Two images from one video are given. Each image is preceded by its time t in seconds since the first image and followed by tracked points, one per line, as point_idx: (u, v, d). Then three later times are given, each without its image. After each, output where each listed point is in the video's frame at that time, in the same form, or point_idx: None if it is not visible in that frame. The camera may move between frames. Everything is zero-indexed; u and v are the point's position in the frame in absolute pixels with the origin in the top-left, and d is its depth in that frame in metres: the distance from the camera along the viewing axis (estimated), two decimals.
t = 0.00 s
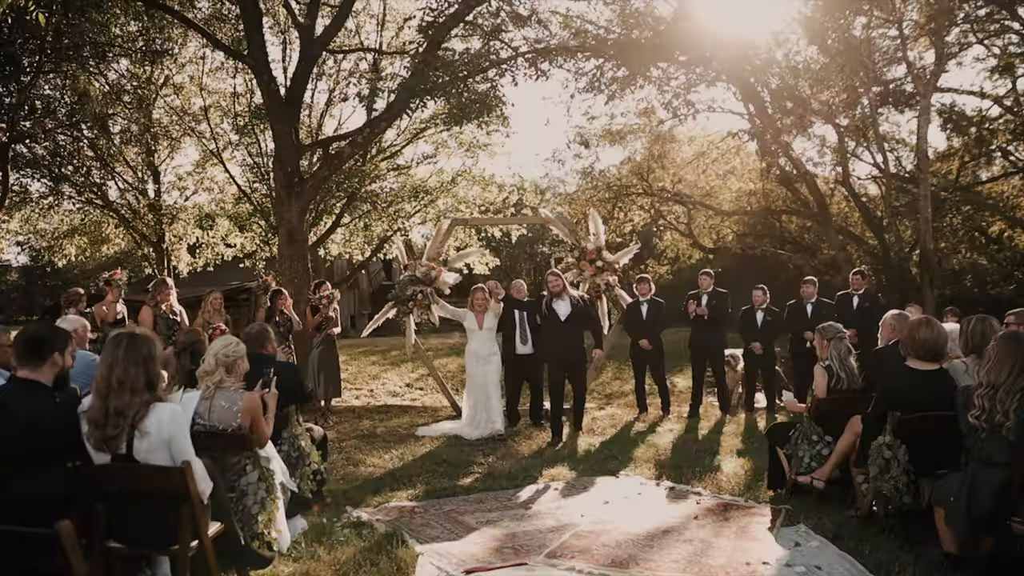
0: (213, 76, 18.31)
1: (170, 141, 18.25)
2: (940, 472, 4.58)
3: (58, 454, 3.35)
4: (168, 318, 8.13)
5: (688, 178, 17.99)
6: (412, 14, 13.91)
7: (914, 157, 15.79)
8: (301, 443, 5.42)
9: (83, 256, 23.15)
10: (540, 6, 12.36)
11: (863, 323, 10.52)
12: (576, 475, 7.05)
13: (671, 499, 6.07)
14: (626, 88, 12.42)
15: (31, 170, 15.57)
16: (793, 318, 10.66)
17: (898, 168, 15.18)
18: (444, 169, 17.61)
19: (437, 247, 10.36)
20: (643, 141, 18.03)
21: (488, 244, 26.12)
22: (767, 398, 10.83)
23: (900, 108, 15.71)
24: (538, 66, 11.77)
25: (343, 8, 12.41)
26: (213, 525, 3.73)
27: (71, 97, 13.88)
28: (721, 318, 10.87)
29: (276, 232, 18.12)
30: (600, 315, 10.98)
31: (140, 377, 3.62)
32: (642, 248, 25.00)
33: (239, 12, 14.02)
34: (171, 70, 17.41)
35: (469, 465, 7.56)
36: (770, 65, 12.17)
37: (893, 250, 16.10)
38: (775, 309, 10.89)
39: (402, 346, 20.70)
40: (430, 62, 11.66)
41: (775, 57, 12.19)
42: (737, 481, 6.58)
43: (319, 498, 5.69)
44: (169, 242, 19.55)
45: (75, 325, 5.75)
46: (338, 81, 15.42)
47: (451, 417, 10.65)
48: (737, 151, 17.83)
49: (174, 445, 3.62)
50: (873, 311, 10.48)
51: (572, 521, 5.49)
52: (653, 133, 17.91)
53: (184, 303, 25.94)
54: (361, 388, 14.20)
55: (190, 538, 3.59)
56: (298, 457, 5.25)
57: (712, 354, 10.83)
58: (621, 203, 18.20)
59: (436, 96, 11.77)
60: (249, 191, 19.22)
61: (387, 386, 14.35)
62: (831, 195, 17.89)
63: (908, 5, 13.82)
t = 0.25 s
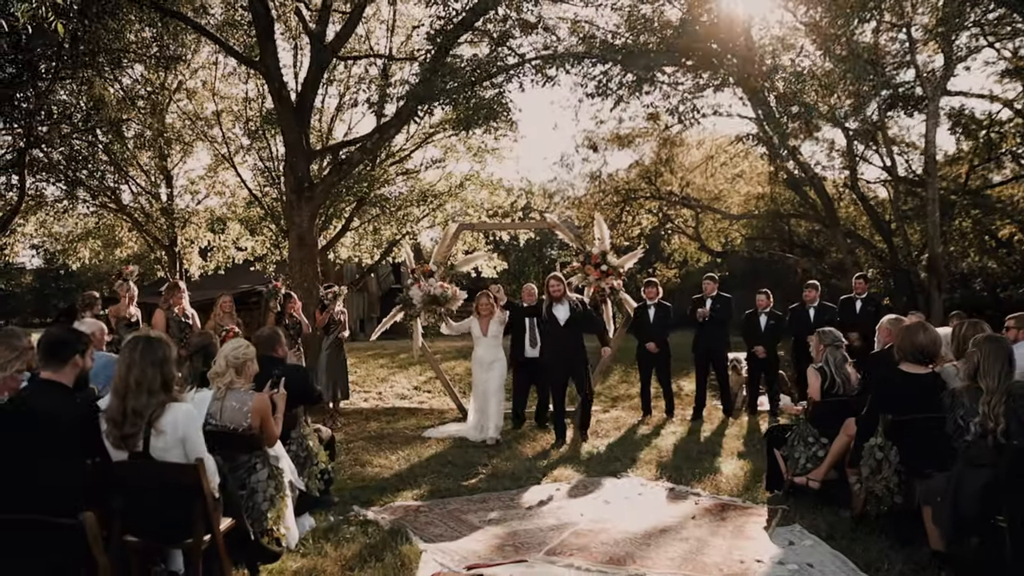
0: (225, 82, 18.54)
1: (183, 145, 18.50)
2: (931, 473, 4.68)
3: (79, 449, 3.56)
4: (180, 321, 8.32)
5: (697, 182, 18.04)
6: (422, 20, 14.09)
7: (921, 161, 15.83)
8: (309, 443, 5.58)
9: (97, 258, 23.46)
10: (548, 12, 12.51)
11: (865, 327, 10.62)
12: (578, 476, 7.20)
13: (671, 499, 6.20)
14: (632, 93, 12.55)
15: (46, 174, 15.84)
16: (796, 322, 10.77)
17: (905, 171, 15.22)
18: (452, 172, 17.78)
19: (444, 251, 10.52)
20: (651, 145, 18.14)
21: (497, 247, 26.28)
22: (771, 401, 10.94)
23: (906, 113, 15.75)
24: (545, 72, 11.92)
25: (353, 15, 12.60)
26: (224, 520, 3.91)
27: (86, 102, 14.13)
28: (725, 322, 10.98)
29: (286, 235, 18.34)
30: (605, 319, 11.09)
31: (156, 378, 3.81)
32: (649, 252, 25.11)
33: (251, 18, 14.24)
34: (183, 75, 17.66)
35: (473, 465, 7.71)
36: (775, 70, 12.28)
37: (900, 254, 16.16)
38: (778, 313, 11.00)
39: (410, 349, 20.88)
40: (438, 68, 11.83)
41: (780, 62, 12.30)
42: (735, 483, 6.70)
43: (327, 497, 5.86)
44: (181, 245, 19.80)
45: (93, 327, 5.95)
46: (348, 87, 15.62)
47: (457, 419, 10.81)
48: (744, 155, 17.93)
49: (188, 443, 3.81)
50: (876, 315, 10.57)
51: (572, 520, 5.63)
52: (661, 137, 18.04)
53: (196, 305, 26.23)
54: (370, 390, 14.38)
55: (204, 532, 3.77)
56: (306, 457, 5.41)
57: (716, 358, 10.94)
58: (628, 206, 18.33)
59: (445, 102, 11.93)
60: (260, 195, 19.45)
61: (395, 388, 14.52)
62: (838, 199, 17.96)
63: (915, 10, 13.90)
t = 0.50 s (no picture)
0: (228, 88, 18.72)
1: (186, 151, 18.68)
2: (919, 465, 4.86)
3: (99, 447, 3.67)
4: (187, 325, 8.48)
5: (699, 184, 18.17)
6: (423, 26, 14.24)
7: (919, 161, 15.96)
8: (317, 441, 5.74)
9: (101, 264, 23.64)
10: (547, 17, 12.65)
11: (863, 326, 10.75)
12: (580, 473, 7.34)
13: (671, 494, 6.34)
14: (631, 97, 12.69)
15: (51, 180, 16.00)
16: (795, 321, 10.91)
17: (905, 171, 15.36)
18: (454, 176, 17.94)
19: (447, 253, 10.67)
20: (651, 147, 18.28)
21: (499, 250, 26.43)
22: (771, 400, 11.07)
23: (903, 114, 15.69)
24: (545, 77, 12.07)
25: (354, 21, 12.76)
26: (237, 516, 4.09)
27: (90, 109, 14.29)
28: (724, 322, 11.11)
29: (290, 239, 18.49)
30: (606, 319, 11.20)
31: (171, 377, 3.96)
32: (651, 253, 25.25)
33: (254, 25, 14.41)
34: (186, 82, 17.84)
35: (477, 464, 7.86)
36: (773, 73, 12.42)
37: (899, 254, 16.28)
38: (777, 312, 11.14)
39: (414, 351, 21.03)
40: (440, 73, 11.99)
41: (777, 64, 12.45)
42: (734, 478, 6.84)
43: (335, 494, 6.01)
44: (185, 250, 19.97)
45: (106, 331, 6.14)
46: (350, 92, 15.77)
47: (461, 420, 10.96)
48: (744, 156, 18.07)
49: (203, 439, 3.96)
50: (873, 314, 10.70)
51: (574, 515, 5.78)
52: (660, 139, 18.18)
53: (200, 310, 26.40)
54: (374, 393, 14.52)
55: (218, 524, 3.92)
56: (314, 455, 5.56)
57: (716, 357, 11.08)
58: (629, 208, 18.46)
59: (446, 106, 12.08)
60: (263, 199, 19.61)
61: (399, 390, 14.67)
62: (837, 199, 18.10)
63: (911, 11, 14.02)
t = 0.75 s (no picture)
0: (226, 90, 18.86)
1: (184, 153, 18.82)
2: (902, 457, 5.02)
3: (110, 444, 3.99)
4: (189, 325, 8.64)
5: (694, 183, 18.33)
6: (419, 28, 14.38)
7: (911, 159, 16.14)
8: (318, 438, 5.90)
9: (100, 265, 23.78)
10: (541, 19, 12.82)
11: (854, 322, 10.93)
12: (574, 468, 7.52)
13: (662, 488, 6.52)
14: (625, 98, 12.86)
15: (51, 183, 16.15)
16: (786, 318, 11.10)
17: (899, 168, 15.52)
18: (451, 176, 18.11)
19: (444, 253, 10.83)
20: (645, 146, 18.46)
21: (496, 249, 26.60)
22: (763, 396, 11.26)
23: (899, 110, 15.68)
24: (539, 78, 12.24)
25: (351, 24, 12.90)
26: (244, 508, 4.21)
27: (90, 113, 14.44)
28: (718, 319, 11.29)
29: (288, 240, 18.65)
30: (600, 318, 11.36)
31: (181, 375, 4.15)
32: (646, 251, 25.43)
33: (251, 29, 14.56)
34: (184, 84, 17.97)
35: (474, 460, 8.03)
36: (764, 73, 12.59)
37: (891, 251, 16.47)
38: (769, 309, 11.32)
39: (411, 350, 21.20)
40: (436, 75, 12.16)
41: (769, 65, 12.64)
42: (725, 472, 7.02)
43: (336, 489, 6.18)
44: (184, 251, 20.11)
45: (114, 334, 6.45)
46: (347, 94, 15.92)
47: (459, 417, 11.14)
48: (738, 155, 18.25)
49: (212, 434, 4.14)
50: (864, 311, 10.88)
51: (567, 508, 5.95)
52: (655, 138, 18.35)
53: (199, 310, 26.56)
54: (373, 392, 14.69)
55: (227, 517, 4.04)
56: (315, 451, 5.73)
57: (710, 354, 11.27)
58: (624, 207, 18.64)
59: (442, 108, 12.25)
60: (261, 201, 19.77)
61: (397, 389, 14.84)
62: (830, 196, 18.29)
63: (901, 11, 14.20)
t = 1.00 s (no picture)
0: (219, 88, 18.93)
1: (178, 150, 18.90)
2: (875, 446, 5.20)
3: (114, 436, 4.05)
4: (184, 322, 8.77)
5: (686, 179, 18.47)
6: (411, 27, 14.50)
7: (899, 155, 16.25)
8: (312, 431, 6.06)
9: (94, 262, 23.86)
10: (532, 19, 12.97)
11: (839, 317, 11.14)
12: (563, 460, 7.71)
13: (648, 478, 6.71)
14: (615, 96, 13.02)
15: (44, 180, 16.23)
16: (773, 313, 11.29)
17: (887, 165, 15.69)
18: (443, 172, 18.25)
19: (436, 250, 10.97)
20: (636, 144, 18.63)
21: (489, 245, 26.77)
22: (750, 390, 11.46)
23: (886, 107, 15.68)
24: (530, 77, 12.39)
25: (344, 23, 13.02)
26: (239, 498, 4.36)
27: (83, 111, 14.53)
28: (705, 315, 11.47)
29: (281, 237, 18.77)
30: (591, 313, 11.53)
31: (180, 370, 4.30)
32: (638, 246, 25.66)
33: (244, 26, 14.65)
34: (178, 81, 18.04)
35: (465, 453, 8.21)
36: (753, 71, 12.76)
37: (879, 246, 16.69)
38: (756, 304, 11.52)
39: (404, 346, 21.38)
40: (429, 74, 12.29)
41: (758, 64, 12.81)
42: (708, 463, 7.22)
43: (329, 481, 6.33)
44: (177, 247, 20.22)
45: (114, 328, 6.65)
46: (340, 91, 16.04)
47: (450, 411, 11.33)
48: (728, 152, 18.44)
49: (210, 426, 4.30)
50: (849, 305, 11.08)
51: (555, 498, 6.12)
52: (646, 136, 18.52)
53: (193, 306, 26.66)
54: (366, 387, 14.86)
55: (223, 505, 4.20)
56: (309, 444, 5.88)
57: (698, 349, 11.47)
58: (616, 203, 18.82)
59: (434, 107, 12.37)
60: (255, 197, 19.87)
61: (390, 384, 15.02)
62: (820, 193, 18.50)
63: (889, 9, 14.37)
